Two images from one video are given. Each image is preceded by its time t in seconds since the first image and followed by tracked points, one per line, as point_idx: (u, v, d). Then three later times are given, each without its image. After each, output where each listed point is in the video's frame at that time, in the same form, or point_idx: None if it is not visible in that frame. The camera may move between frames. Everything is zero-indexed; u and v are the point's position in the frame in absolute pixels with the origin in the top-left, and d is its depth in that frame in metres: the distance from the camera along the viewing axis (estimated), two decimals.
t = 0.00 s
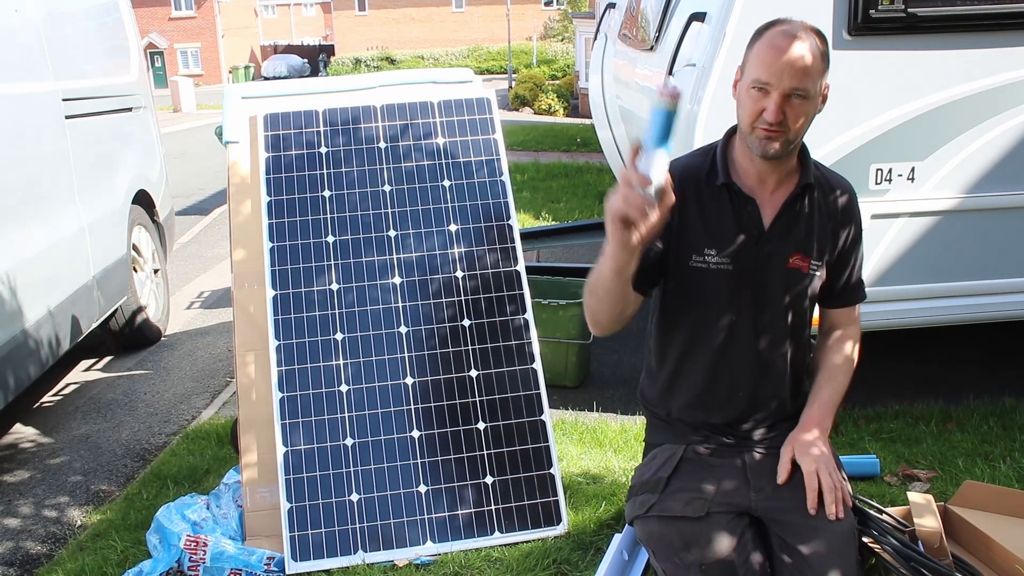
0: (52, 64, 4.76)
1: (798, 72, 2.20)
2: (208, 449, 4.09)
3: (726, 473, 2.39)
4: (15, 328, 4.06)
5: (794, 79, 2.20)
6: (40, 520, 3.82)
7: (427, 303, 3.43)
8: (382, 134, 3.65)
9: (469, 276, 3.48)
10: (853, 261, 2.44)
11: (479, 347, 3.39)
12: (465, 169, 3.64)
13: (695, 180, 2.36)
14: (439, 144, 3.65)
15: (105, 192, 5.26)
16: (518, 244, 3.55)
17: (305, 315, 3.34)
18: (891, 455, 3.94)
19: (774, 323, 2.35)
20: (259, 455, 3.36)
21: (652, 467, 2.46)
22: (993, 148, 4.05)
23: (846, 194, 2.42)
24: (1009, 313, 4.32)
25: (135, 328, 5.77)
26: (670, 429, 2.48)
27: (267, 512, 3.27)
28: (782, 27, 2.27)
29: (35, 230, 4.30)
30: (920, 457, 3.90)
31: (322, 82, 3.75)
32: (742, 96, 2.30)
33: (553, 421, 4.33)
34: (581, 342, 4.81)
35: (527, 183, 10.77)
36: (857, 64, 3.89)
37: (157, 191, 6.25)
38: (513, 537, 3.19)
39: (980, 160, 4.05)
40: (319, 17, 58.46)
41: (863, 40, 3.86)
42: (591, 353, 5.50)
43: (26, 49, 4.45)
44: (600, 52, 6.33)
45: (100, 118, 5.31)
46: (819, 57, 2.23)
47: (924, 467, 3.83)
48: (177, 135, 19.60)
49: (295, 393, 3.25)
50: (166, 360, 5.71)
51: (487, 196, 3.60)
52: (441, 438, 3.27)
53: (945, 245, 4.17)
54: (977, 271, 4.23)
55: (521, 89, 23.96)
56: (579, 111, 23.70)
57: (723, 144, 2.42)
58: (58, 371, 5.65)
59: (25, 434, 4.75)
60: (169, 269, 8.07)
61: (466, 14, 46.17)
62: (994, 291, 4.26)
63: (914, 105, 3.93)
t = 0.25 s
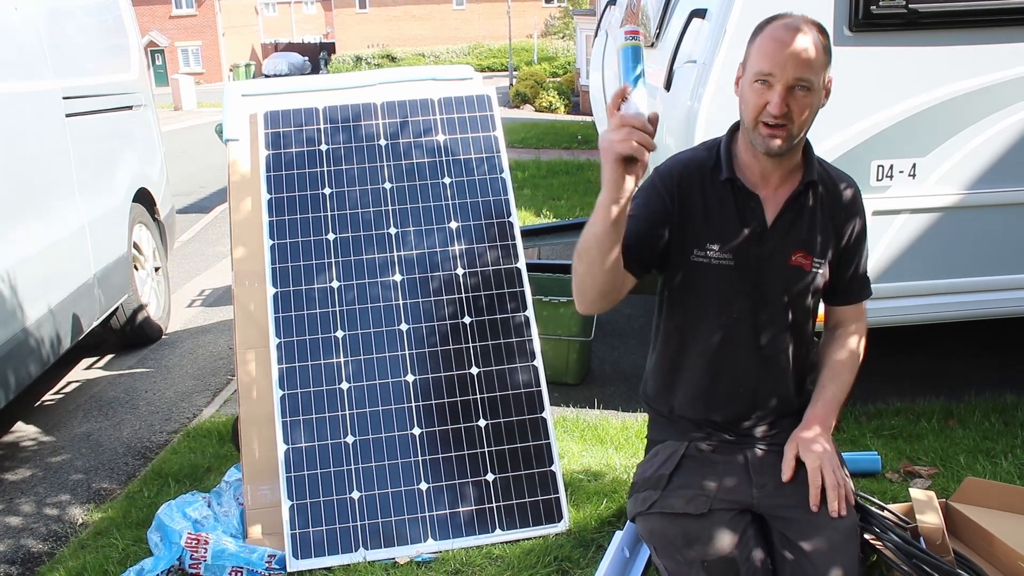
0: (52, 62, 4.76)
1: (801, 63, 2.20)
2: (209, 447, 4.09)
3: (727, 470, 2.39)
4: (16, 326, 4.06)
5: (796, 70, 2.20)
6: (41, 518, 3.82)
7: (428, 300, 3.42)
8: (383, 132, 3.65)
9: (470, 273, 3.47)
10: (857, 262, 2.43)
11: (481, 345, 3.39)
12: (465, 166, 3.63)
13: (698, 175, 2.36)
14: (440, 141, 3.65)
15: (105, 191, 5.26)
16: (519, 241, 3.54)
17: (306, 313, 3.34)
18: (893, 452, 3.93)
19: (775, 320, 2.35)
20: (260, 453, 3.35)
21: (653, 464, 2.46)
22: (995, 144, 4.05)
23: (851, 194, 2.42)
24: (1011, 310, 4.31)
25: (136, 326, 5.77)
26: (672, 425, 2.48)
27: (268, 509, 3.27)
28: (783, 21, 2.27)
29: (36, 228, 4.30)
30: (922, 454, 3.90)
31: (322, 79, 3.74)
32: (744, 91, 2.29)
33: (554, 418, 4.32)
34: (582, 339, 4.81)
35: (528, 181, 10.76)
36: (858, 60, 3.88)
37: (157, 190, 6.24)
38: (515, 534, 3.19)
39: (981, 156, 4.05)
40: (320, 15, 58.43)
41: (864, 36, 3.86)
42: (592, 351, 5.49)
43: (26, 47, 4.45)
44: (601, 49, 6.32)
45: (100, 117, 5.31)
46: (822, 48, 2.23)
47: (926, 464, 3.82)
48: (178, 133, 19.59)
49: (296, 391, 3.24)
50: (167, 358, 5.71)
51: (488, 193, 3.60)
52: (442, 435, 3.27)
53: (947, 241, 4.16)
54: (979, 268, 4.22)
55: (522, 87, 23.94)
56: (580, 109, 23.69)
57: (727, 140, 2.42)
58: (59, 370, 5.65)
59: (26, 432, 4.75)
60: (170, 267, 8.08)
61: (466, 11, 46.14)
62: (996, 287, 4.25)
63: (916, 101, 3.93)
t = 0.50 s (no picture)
0: (50, 61, 4.75)
1: (804, 61, 2.22)
2: (208, 446, 4.08)
3: (725, 467, 2.38)
4: (15, 326, 4.05)
5: (800, 68, 2.21)
6: (40, 518, 3.82)
7: (427, 299, 3.42)
8: (381, 130, 3.64)
9: (469, 271, 3.47)
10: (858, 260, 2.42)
11: (479, 343, 3.39)
12: (463, 164, 3.63)
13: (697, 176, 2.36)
14: (438, 139, 3.64)
15: (104, 190, 5.25)
16: (518, 239, 3.54)
17: (304, 312, 3.34)
18: (893, 448, 3.93)
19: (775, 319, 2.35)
20: (259, 452, 3.35)
21: (652, 462, 2.46)
22: (994, 140, 4.04)
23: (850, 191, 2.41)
24: (1010, 306, 4.31)
25: (135, 325, 5.77)
26: (671, 423, 2.48)
27: (267, 508, 3.27)
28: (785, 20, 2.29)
29: (35, 228, 4.29)
30: (922, 451, 3.89)
31: (320, 77, 3.74)
32: (746, 90, 2.30)
33: (554, 417, 4.32)
34: (581, 337, 4.80)
35: (527, 178, 10.75)
36: (858, 57, 3.88)
37: (156, 189, 6.24)
38: (514, 533, 3.18)
39: (980, 153, 4.04)
40: (319, 14, 58.38)
41: (863, 33, 3.85)
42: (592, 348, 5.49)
43: (24, 46, 4.44)
44: (600, 46, 6.31)
45: (98, 116, 5.30)
46: (824, 47, 2.25)
47: (925, 460, 3.82)
48: (177, 132, 19.58)
49: (295, 390, 3.24)
50: (167, 357, 5.71)
51: (486, 191, 3.59)
52: (441, 433, 3.27)
53: (946, 237, 4.15)
54: (978, 264, 4.22)
55: (521, 84, 23.91)
56: (580, 106, 23.67)
57: (726, 140, 2.42)
58: (59, 369, 5.65)
59: (26, 432, 4.75)
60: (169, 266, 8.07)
61: (466, 9, 46.09)
62: (995, 284, 4.25)
63: (915, 97, 3.92)
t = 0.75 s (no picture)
0: (45, 65, 4.74)
1: (808, 86, 2.19)
2: (205, 451, 4.08)
3: (722, 469, 2.38)
4: (10, 331, 4.05)
5: (805, 94, 2.19)
6: (36, 523, 3.81)
7: (423, 302, 3.41)
8: (376, 133, 3.64)
9: (464, 275, 3.47)
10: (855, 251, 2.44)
11: (475, 346, 3.38)
12: (459, 167, 3.63)
13: (690, 181, 2.37)
14: (433, 142, 3.64)
15: (100, 194, 5.25)
16: (513, 241, 3.53)
17: (300, 315, 3.33)
18: (890, 450, 3.93)
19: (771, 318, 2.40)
20: (255, 457, 3.35)
21: (650, 464, 2.45)
22: (989, 141, 4.05)
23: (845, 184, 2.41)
24: (1006, 307, 4.31)
25: (131, 329, 5.76)
26: (668, 426, 2.48)
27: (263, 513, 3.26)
28: (786, 34, 2.23)
29: (30, 232, 4.28)
30: (918, 452, 3.89)
31: (315, 81, 3.74)
32: (746, 108, 2.27)
33: (550, 420, 4.32)
34: (578, 340, 4.80)
35: (524, 181, 10.75)
36: (853, 58, 3.88)
37: (152, 192, 6.23)
38: (510, 536, 3.18)
39: (975, 154, 4.05)
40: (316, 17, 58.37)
41: (858, 34, 3.85)
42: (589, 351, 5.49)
43: (19, 50, 4.43)
44: (596, 48, 6.31)
45: (94, 120, 5.30)
46: (824, 65, 2.22)
47: (922, 462, 3.82)
48: (174, 135, 19.56)
49: (290, 394, 3.24)
50: (163, 362, 5.70)
51: (482, 194, 3.59)
52: (437, 437, 3.27)
53: (942, 238, 4.16)
54: (974, 265, 4.22)
55: (518, 86, 23.93)
56: (576, 108, 23.69)
57: (719, 141, 2.41)
58: (55, 374, 5.64)
59: (22, 437, 4.74)
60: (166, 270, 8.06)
61: (462, 11, 46.09)
62: (991, 284, 4.25)
63: (910, 98, 3.92)
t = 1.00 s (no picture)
0: (38, 68, 4.73)
1: (803, 101, 2.19)
2: (199, 455, 4.07)
3: (717, 470, 2.39)
4: (3, 335, 4.03)
5: (799, 108, 2.20)
6: (29, 528, 3.80)
7: (417, 305, 3.41)
8: (369, 136, 3.64)
9: (458, 277, 3.47)
10: (852, 258, 2.42)
11: (469, 349, 3.38)
12: (452, 170, 3.63)
13: (680, 185, 2.39)
14: (426, 145, 3.64)
15: (93, 197, 5.24)
16: (507, 244, 3.53)
17: (293, 318, 3.33)
18: (883, 451, 3.94)
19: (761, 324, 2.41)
20: (249, 460, 3.34)
21: (645, 466, 2.46)
22: (981, 142, 4.06)
23: (839, 188, 2.40)
24: (998, 307, 4.33)
25: (125, 333, 5.75)
26: (664, 429, 2.49)
27: (257, 517, 3.26)
28: (781, 45, 2.23)
29: (23, 236, 4.27)
30: (912, 453, 3.90)
31: (308, 85, 3.75)
32: (740, 119, 2.28)
33: (545, 422, 4.32)
34: (572, 342, 4.80)
35: (518, 183, 10.75)
36: (845, 60, 3.89)
37: (146, 196, 6.22)
38: (505, 538, 3.18)
39: (967, 155, 4.06)
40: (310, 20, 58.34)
41: (850, 36, 3.86)
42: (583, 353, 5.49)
43: (12, 54, 4.43)
44: (589, 51, 6.32)
45: (87, 123, 5.29)
46: (819, 77, 2.22)
47: (915, 462, 3.83)
48: (168, 138, 19.53)
49: (284, 397, 3.24)
50: (157, 365, 5.69)
51: (475, 197, 3.59)
52: (431, 439, 3.26)
53: (935, 239, 4.17)
54: (966, 266, 4.24)
55: (512, 89, 23.94)
56: (570, 110, 23.72)
57: (712, 146, 2.42)
58: (48, 378, 5.62)
59: (15, 442, 4.72)
60: (160, 274, 8.04)
61: (456, 14, 46.11)
62: (983, 285, 4.27)
63: (903, 100, 3.93)
